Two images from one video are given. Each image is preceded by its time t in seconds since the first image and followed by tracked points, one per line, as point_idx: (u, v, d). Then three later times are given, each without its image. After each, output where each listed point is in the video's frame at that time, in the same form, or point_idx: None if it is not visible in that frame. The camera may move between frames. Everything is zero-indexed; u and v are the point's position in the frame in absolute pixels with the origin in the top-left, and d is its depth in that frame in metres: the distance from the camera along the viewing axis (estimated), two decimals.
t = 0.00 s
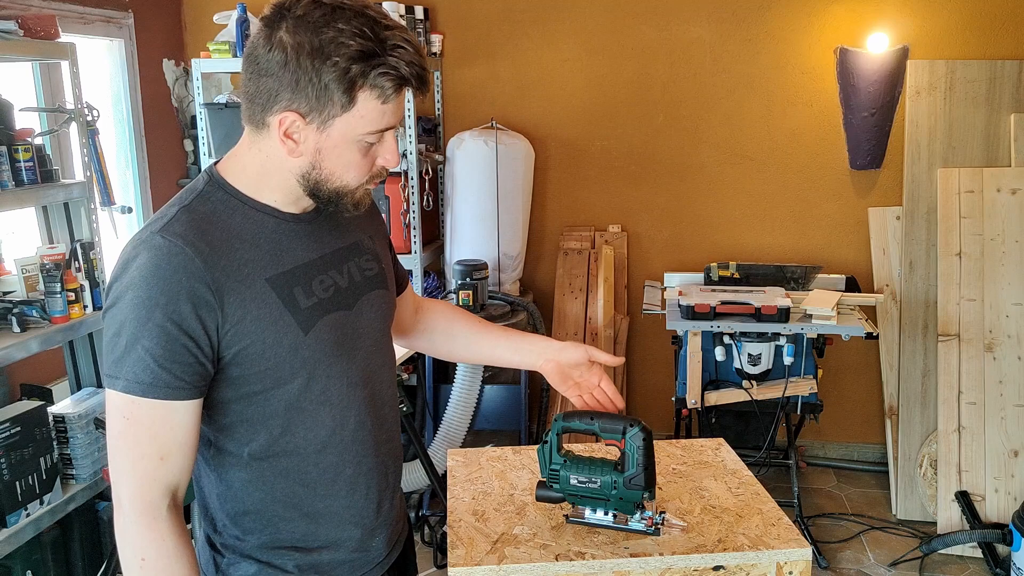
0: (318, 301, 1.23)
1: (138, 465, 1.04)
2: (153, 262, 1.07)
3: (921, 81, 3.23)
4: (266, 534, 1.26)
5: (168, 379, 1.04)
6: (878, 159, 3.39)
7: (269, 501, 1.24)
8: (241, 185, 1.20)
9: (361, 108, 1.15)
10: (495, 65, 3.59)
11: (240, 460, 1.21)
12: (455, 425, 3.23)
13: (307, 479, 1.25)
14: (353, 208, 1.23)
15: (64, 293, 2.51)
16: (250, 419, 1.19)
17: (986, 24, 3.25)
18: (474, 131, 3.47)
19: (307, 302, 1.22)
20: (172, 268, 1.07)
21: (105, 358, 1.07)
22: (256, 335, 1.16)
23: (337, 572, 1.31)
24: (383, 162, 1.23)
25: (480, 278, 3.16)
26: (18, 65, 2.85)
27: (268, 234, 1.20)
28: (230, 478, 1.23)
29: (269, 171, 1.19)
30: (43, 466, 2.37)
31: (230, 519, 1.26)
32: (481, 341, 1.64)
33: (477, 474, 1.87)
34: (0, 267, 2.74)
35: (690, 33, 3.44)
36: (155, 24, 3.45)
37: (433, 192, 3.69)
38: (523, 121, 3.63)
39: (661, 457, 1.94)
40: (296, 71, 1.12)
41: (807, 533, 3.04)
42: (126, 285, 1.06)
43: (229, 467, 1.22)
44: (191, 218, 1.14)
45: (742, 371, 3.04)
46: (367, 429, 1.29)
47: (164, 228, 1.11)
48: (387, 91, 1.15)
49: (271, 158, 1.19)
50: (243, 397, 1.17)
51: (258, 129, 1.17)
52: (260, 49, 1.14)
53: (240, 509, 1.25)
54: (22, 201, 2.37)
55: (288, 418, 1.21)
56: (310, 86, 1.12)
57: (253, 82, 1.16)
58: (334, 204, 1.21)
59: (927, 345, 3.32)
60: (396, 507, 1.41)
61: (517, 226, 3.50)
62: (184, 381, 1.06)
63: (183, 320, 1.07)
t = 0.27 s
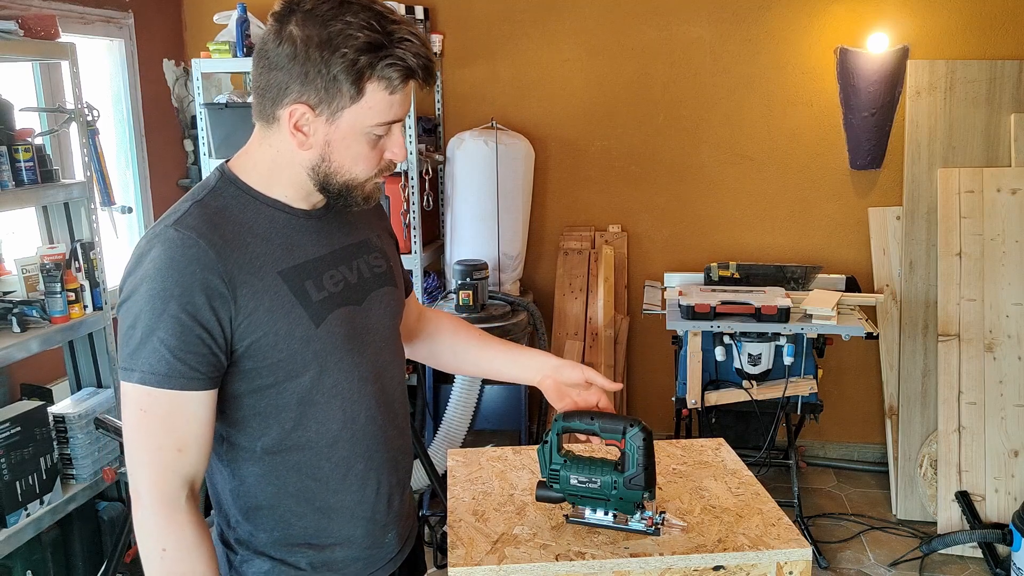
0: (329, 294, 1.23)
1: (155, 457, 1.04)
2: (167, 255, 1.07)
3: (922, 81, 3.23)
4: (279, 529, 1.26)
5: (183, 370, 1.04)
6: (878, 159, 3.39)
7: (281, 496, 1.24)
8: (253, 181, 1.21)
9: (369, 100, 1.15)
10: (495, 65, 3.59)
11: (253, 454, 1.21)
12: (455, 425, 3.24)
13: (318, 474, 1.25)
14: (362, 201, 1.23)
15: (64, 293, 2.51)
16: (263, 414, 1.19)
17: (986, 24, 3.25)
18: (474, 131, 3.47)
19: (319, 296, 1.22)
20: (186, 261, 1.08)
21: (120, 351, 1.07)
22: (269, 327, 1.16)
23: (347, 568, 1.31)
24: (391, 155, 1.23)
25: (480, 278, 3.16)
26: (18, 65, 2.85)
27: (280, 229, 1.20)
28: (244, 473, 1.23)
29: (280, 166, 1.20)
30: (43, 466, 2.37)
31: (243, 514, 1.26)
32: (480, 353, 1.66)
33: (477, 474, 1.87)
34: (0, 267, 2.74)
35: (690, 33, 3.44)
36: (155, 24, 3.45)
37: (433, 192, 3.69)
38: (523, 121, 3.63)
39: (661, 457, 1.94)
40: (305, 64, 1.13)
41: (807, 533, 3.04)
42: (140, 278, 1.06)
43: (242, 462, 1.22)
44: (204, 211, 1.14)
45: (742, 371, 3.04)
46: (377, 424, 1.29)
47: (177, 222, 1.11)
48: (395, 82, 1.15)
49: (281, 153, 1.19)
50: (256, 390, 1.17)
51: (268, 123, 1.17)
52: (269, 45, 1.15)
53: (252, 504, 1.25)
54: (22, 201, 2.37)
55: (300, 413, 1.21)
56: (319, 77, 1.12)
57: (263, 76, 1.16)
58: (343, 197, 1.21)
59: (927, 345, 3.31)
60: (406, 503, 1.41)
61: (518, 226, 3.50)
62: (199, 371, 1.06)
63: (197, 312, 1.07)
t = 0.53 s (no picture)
0: (337, 290, 1.23)
1: (168, 451, 1.05)
2: (177, 249, 1.07)
3: (922, 81, 3.23)
4: (288, 527, 1.26)
5: (194, 363, 1.04)
6: (878, 159, 3.39)
7: (290, 493, 1.24)
8: (261, 178, 1.21)
9: (377, 95, 1.15)
10: (495, 65, 3.59)
11: (262, 451, 1.21)
12: (455, 425, 3.26)
13: (327, 471, 1.25)
14: (367, 198, 1.23)
15: (64, 293, 2.51)
16: (272, 410, 1.19)
17: (986, 24, 3.25)
18: (474, 130, 3.47)
19: (327, 291, 1.22)
20: (197, 255, 1.08)
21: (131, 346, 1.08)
22: (278, 321, 1.16)
23: (355, 567, 1.31)
24: (397, 153, 1.24)
25: (480, 278, 3.16)
26: (18, 65, 2.85)
27: (288, 226, 1.20)
28: (252, 470, 1.23)
29: (288, 163, 1.20)
30: (43, 466, 2.37)
31: (251, 512, 1.26)
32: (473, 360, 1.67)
33: (478, 474, 1.87)
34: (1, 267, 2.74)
35: (690, 33, 3.44)
36: (155, 24, 3.46)
37: (433, 192, 3.69)
38: (523, 121, 3.63)
39: (661, 457, 1.94)
40: (314, 59, 1.14)
41: (807, 533, 3.04)
42: (151, 273, 1.06)
43: (251, 459, 1.22)
44: (213, 207, 1.14)
45: (742, 371, 3.04)
46: (385, 421, 1.29)
47: (187, 217, 1.11)
48: (402, 77, 1.16)
49: (289, 149, 1.19)
50: (266, 386, 1.17)
51: (277, 119, 1.18)
52: (279, 41, 1.17)
53: (261, 501, 1.25)
54: (22, 201, 2.37)
55: (309, 409, 1.21)
56: (328, 71, 1.13)
57: (273, 72, 1.17)
58: (349, 194, 1.21)
59: (927, 345, 3.31)
60: (413, 501, 1.41)
61: (518, 226, 3.50)
62: (210, 365, 1.06)
63: (208, 306, 1.07)
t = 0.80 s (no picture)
0: (338, 291, 1.23)
1: (171, 453, 1.05)
2: (179, 251, 1.07)
3: (922, 81, 3.23)
4: (288, 528, 1.26)
5: (197, 365, 1.04)
6: (878, 159, 3.39)
7: (290, 494, 1.24)
8: (261, 178, 1.21)
9: (378, 100, 1.15)
10: (496, 65, 3.59)
11: (262, 452, 1.21)
12: (455, 425, 3.27)
13: (327, 471, 1.25)
14: (364, 201, 1.23)
15: (64, 293, 2.51)
16: (272, 411, 1.19)
17: (986, 24, 3.25)
18: (474, 131, 3.47)
19: (328, 292, 1.22)
20: (199, 257, 1.08)
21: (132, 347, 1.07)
22: (280, 322, 1.16)
23: (356, 568, 1.31)
24: (395, 157, 1.24)
25: (480, 278, 3.16)
26: (18, 65, 2.85)
27: (288, 226, 1.20)
28: (252, 471, 1.23)
29: (287, 164, 1.20)
30: (42, 466, 2.37)
31: (251, 513, 1.26)
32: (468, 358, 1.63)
33: (477, 474, 1.87)
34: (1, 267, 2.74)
35: (690, 33, 3.44)
36: (155, 25, 3.46)
37: (433, 192, 3.69)
38: (523, 121, 3.63)
39: (661, 457, 1.94)
40: (317, 62, 1.13)
41: (807, 533, 3.03)
42: (153, 274, 1.06)
43: (251, 460, 1.22)
44: (213, 208, 1.14)
45: (742, 371, 3.04)
46: (385, 422, 1.30)
47: (187, 218, 1.11)
48: (405, 84, 1.16)
49: (289, 150, 1.19)
50: (267, 387, 1.17)
51: (277, 119, 1.18)
52: (283, 42, 1.16)
53: (261, 502, 1.25)
54: (22, 201, 2.37)
55: (309, 410, 1.21)
56: (331, 75, 1.13)
57: (275, 72, 1.17)
58: (347, 196, 1.22)
59: (927, 345, 3.31)
60: (414, 502, 1.41)
61: (518, 226, 3.50)
62: (213, 366, 1.06)
63: (210, 307, 1.07)
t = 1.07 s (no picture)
0: (331, 293, 1.23)
1: (168, 456, 1.05)
2: (173, 254, 1.07)
3: (922, 81, 3.23)
4: (282, 530, 1.26)
5: (192, 368, 1.04)
6: (878, 159, 3.39)
7: (285, 495, 1.24)
8: (254, 179, 1.20)
9: (367, 102, 1.15)
10: (496, 65, 3.59)
11: (256, 454, 1.21)
12: (455, 425, 3.27)
13: (322, 473, 1.25)
14: (355, 202, 1.23)
15: (64, 293, 2.51)
16: (266, 413, 1.19)
17: (986, 24, 3.25)
18: (474, 131, 3.47)
19: (322, 294, 1.22)
20: (193, 260, 1.08)
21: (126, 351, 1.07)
22: (275, 325, 1.16)
23: (351, 569, 1.31)
24: (386, 158, 1.23)
25: (480, 278, 3.16)
26: (18, 65, 2.85)
27: (282, 228, 1.20)
28: (247, 473, 1.23)
29: (278, 165, 1.20)
30: (42, 466, 2.37)
31: (245, 515, 1.25)
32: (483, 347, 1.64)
33: (477, 474, 1.87)
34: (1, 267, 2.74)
35: (690, 33, 3.44)
36: (155, 24, 3.46)
37: (433, 192, 3.69)
38: (523, 121, 3.63)
39: (661, 457, 1.94)
40: (305, 63, 1.13)
41: (807, 533, 3.03)
42: (147, 278, 1.06)
43: (245, 462, 1.22)
44: (207, 211, 1.14)
45: (742, 371, 3.04)
46: (380, 423, 1.30)
47: (181, 221, 1.11)
48: (393, 85, 1.15)
49: (280, 152, 1.19)
50: (261, 389, 1.17)
51: (267, 121, 1.18)
52: (271, 43, 1.16)
53: (255, 504, 1.25)
54: (22, 201, 2.37)
55: (303, 412, 1.21)
56: (319, 77, 1.12)
57: (264, 74, 1.16)
58: (337, 197, 1.21)
59: (927, 345, 3.31)
60: (409, 503, 1.41)
61: (518, 226, 3.50)
62: (208, 370, 1.06)
63: (205, 310, 1.07)
